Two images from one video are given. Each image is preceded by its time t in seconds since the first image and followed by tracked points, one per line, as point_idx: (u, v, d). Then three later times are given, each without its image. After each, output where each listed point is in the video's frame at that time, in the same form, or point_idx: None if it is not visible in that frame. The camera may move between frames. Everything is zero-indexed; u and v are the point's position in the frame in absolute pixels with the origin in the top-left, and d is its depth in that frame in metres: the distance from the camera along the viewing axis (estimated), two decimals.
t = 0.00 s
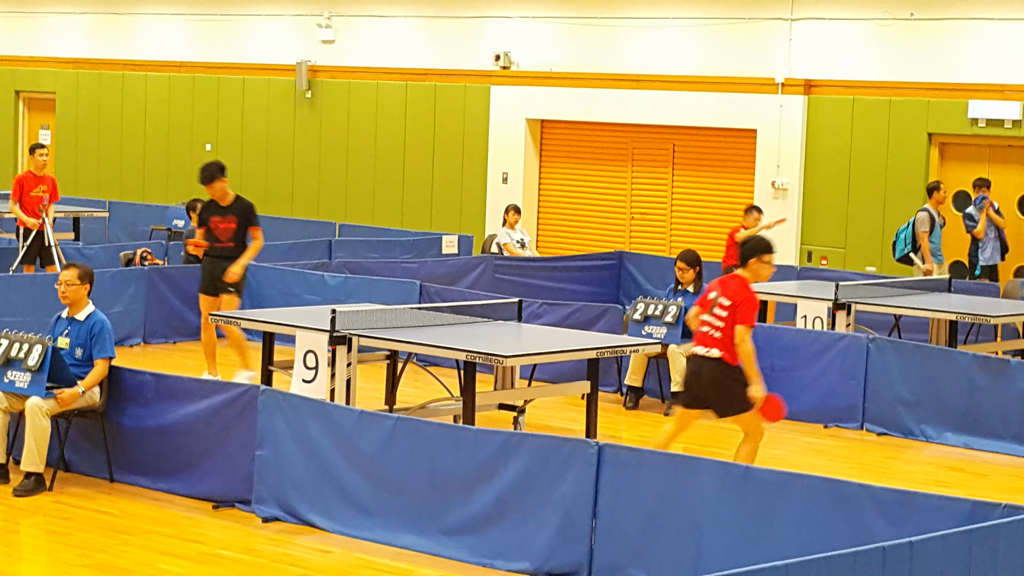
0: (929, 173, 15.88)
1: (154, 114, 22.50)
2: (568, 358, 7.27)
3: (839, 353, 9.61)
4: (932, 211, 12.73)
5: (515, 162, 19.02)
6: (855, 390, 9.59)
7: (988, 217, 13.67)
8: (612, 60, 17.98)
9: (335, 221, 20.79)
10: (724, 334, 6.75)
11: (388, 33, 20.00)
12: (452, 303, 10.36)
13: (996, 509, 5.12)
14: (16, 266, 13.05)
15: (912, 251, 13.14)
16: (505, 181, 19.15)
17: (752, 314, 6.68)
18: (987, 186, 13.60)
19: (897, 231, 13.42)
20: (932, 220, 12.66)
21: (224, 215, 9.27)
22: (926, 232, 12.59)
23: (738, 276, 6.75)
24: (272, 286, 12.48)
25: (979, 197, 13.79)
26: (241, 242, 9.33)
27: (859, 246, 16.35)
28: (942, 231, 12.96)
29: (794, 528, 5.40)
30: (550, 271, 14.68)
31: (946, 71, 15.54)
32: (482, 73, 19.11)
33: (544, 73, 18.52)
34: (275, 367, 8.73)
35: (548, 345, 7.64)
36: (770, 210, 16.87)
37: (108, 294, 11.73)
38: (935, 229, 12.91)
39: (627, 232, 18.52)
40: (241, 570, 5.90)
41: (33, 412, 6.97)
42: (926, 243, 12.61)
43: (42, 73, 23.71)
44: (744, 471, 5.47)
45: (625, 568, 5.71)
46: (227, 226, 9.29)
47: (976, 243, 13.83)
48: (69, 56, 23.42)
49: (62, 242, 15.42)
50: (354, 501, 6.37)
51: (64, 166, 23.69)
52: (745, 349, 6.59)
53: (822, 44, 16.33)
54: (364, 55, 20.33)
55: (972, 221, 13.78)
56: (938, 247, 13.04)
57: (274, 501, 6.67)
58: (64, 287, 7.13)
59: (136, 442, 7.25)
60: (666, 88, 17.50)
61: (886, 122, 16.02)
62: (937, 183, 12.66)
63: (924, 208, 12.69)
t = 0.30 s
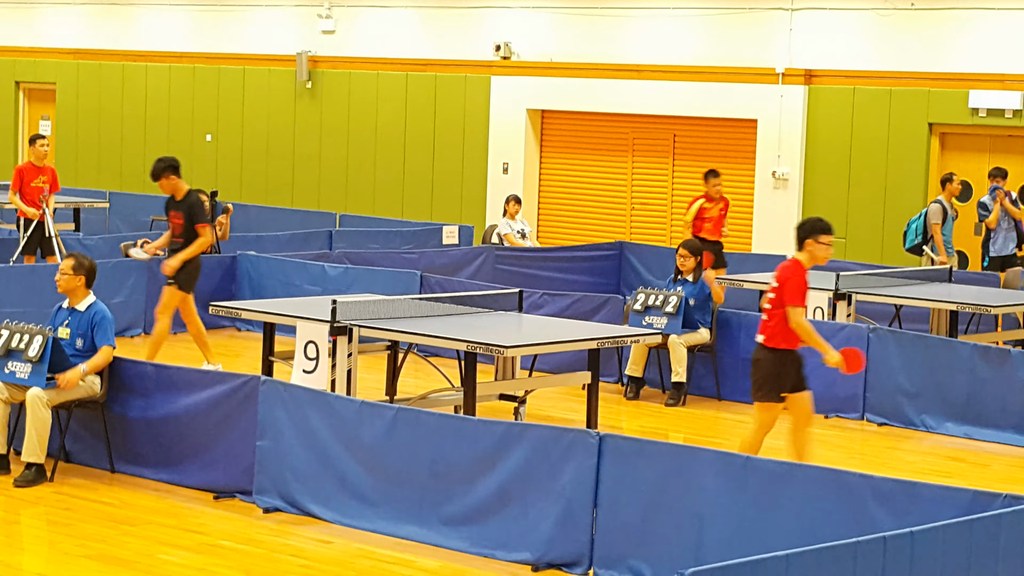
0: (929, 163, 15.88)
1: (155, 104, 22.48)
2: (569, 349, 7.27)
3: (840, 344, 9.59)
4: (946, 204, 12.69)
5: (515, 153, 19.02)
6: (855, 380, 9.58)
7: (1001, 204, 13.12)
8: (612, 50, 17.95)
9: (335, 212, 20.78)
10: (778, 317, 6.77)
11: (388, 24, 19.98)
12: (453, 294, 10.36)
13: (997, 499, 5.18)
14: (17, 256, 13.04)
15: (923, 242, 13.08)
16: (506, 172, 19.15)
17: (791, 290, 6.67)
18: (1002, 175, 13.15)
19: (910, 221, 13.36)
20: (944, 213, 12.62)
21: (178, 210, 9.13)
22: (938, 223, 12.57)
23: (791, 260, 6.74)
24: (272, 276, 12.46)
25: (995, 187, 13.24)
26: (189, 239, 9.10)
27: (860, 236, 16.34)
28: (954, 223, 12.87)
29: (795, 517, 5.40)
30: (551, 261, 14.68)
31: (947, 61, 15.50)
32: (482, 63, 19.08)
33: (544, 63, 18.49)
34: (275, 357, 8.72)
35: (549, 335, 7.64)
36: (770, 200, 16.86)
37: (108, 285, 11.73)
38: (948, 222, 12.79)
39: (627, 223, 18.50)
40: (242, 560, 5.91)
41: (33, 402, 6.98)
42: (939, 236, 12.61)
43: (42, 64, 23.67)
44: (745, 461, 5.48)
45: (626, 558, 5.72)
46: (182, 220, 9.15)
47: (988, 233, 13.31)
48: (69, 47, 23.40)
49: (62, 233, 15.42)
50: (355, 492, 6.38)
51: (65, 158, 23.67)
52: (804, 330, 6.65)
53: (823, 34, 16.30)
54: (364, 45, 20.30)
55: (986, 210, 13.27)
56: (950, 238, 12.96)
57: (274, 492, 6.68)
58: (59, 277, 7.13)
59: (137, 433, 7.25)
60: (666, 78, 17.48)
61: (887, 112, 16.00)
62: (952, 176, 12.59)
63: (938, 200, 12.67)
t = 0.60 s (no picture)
0: (930, 157, 15.85)
1: (155, 93, 22.45)
2: (569, 340, 7.27)
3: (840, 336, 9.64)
4: (963, 197, 12.77)
5: (516, 144, 18.99)
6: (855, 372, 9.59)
7: (1021, 200, 13.03)
8: (612, 42, 17.93)
9: (335, 203, 20.76)
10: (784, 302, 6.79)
11: (388, 15, 19.97)
12: (453, 284, 10.36)
13: (995, 492, 5.17)
14: (17, 246, 13.04)
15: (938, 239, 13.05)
16: (506, 163, 19.13)
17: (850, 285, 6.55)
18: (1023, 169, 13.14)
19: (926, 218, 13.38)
20: (961, 206, 12.74)
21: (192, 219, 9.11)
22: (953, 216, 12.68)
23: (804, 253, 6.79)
24: (271, 266, 12.45)
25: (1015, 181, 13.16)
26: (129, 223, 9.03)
27: (860, 229, 16.33)
28: (971, 218, 12.92)
29: (794, 510, 5.40)
30: (550, 253, 14.67)
31: (948, 54, 15.46)
32: (482, 54, 19.07)
33: (544, 55, 18.47)
34: (275, 348, 8.72)
35: (548, 326, 7.63)
36: (771, 192, 16.87)
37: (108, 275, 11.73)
38: (965, 214, 12.89)
39: (628, 215, 18.49)
40: (240, 550, 5.91)
41: (33, 390, 6.97)
42: (952, 228, 12.68)
43: (42, 53, 23.65)
44: (744, 454, 5.48)
45: (625, 549, 5.72)
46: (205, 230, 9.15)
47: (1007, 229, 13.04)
48: (69, 36, 23.37)
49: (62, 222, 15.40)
50: (354, 482, 6.38)
51: (65, 147, 23.64)
52: (857, 322, 6.52)
53: (824, 26, 16.27)
54: (364, 36, 20.28)
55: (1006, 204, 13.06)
56: (965, 234, 13.00)
57: (274, 482, 6.69)
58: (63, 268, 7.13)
59: (136, 423, 7.25)
60: (666, 70, 17.46)
61: (887, 105, 15.98)
62: (970, 169, 12.61)
63: (955, 193, 12.77)
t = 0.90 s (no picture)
0: (924, 155, 15.86)
1: (150, 92, 22.43)
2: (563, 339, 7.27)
3: (834, 335, 9.67)
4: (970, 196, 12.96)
5: (510, 142, 19.00)
6: (849, 371, 9.62)
7: None
8: (606, 40, 17.93)
9: (330, 201, 20.74)
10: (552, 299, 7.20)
11: (383, 13, 19.97)
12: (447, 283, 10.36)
13: (989, 490, 5.15)
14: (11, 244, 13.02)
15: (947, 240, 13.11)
16: (501, 161, 19.13)
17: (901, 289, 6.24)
18: None
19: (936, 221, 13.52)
20: (968, 205, 12.91)
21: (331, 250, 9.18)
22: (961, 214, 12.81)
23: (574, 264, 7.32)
24: (266, 265, 12.45)
25: None
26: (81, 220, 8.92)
27: (853, 227, 16.35)
28: (980, 216, 13.00)
29: (788, 509, 5.41)
30: (544, 250, 14.66)
31: (943, 53, 15.47)
32: (477, 53, 19.07)
33: (539, 53, 18.48)
34: (269, 346, 8.71)
35: (543, 325, 7.63)
36: (764, 190, 16.88)
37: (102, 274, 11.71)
38: (974, 214, 13.00)
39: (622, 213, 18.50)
40: (235, 549, 5.90)
41: (27, 390, 6.96)
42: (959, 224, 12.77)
43: (36, 51, 23.61)
44: (738, 452, 5.48)
45: (619, 548, 5.72)
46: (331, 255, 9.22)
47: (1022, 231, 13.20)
48: (63, 34, 23.34)
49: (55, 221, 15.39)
50: (349, 480, 6.38)
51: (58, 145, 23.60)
52: (896, 328, 6.19)
53: (818, 24, 16.29)
54: (359, 34, 20.27)
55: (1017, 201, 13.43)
56: (976, 232, 13.04)
57: (268, 481, 6.68)
58: (62, 267, 7.14)
59: (130, 421, 7.24)
60: (661, 69, 17.47)
61: (882, 103, 16.00)
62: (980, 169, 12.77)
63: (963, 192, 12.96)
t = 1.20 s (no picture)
0: (928, 156, 15.84)
1: (153, 94, 22.44)
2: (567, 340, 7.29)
3: (837, 336, 9.67)
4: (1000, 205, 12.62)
5: (513, 144, 19.00)
6: (852, 372, 9.61)
7: None
8: (609, 41, 17.94)
9: (333, 203, 20.75)
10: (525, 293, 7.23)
11: (386, 15, 19.99)
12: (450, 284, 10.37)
13: (993, 491, 5.19)
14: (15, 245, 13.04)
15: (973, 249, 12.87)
16: (504, 163, 19.12)
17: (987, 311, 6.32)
18: None
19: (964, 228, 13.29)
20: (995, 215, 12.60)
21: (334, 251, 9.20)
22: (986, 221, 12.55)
23: (542, 256, 7.33)
24: (269, 266, 12.45)
25: None
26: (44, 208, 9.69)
27: (856, 229, 16.34)
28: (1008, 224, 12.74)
29: (792, 510, 5.41)
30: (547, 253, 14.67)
31: (946, 55, 15.47)
32: (480, 55, 19.08)
33: (542, 55, 18.48)
34: (272, 347, 8.72)
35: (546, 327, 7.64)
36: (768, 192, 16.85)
37: (106, 275, 11.73)
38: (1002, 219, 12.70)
39: (625, 214, 18.50)
40: (238, 550, 5.91)
41: (31, 391, 6.98)
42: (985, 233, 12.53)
43: (39, 53, 23.64)
44: (741, 453, 5.48)
45: (622, 549, 5.72)
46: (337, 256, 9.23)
47: None
48: (67, 37, 23.37)
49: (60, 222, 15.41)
50: (352, 481, 6.38)
51: (62, 147, 23.63)
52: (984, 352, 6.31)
53: (821, 26, 16.28)
54: (362, 36, 20.29)
55: None
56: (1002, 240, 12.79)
57: (271, 481, 6.69)
58: (64, 269, 7.14)
59: (134, 422, 7.25)
60: (664, 71, 17.48)
61: (885, 105, 15.99)
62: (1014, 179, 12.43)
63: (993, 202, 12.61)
